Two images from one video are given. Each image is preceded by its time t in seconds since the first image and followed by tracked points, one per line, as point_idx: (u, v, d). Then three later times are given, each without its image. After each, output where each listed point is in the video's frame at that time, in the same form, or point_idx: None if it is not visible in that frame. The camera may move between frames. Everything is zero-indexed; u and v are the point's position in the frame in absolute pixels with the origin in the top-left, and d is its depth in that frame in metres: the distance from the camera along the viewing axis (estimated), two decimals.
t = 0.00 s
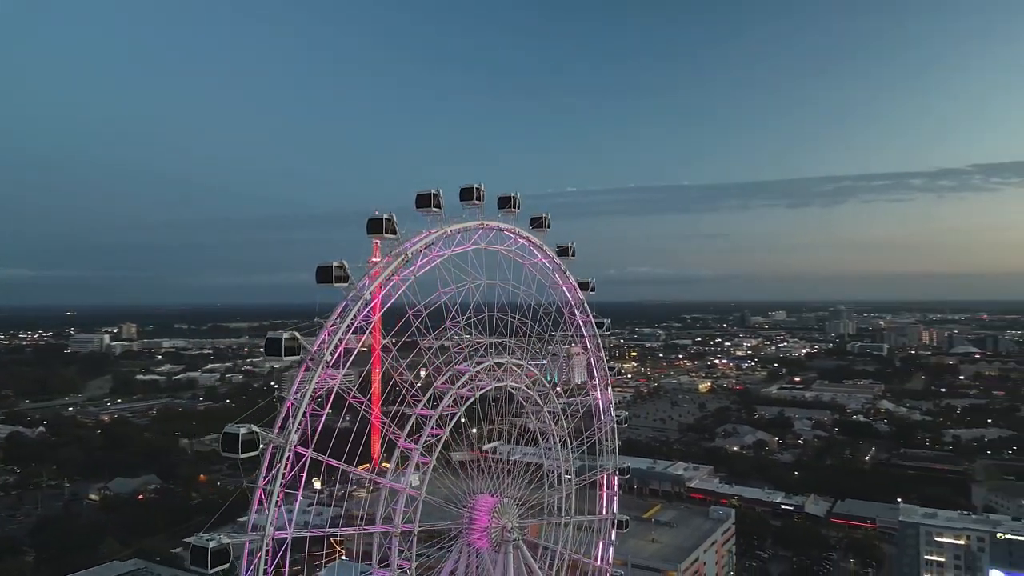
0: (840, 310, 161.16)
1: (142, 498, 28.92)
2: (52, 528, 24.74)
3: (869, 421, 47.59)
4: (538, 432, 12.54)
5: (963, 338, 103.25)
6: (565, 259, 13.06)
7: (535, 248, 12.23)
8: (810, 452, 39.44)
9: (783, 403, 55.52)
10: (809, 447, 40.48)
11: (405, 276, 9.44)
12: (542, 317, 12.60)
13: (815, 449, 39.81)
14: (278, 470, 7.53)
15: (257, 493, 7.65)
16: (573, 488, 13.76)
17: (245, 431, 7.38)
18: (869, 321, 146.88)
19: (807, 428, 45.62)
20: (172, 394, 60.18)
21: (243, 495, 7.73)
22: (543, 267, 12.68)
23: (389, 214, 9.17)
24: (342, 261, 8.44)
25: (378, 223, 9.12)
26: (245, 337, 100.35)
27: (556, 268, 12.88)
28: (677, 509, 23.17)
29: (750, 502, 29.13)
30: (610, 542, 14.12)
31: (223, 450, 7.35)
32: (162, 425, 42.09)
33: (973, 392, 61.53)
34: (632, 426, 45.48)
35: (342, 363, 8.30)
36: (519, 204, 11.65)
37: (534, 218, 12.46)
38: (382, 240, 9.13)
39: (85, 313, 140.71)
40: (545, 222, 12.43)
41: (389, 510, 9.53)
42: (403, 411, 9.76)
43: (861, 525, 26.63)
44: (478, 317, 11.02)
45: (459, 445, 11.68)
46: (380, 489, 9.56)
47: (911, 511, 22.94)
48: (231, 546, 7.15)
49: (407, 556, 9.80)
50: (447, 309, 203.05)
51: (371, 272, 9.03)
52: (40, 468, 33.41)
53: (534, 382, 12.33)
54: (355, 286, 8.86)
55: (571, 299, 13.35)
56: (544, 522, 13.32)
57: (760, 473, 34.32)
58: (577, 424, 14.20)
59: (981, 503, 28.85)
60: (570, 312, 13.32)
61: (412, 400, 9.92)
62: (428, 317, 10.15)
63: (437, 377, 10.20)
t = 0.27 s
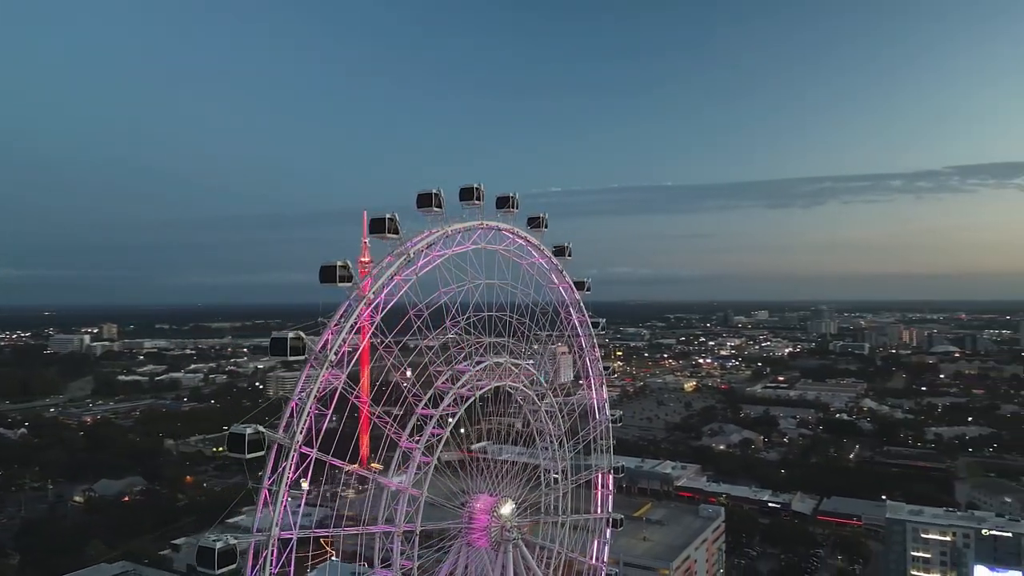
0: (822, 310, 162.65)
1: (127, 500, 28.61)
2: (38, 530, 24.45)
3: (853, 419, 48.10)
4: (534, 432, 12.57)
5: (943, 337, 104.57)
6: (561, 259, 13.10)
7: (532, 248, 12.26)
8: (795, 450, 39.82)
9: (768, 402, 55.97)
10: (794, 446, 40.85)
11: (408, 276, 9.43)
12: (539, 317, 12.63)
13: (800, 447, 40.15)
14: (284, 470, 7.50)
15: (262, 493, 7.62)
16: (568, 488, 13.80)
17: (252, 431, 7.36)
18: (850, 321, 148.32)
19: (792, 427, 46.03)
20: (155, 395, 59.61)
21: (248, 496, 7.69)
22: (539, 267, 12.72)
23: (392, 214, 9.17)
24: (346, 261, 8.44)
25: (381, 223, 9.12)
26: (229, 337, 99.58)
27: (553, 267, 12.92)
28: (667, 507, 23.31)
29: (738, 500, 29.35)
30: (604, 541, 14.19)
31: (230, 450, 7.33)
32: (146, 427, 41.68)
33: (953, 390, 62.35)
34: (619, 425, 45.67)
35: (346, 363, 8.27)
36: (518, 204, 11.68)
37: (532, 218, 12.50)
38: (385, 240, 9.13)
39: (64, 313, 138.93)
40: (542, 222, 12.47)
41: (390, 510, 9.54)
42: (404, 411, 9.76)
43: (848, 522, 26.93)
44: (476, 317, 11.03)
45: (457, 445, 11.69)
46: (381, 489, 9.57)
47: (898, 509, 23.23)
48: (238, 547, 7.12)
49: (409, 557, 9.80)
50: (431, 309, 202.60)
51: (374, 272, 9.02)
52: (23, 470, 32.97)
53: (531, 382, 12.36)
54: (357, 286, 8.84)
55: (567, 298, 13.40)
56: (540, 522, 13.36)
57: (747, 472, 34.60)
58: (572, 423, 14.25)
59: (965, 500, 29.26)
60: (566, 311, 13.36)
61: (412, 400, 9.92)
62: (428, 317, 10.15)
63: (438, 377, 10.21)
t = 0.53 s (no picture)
0: (803, 310, 164.02)
1: (113, 502, 28.29)
2: (23, 533, 24.13)
3: (836, 418, 48.59)
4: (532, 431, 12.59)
5: (922, 336, 105.91)
6: (558, 259, 13.13)
7: (530, 248, 12.29)
8: (780, 449, 40.16)
9: (753, 401, 56.38)
10: (780, 444, 41.20)
11: (410, 275, 9.43)
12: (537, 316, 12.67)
13: (786, 446, 40.49)
14: (290, 470, 7.48)
15: (267, 494, 7.59)
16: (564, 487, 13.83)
17: (259, 432, 7.35)
18: (832, 320, 149.70)
19: (777, 425, 46.42)
20: (138, 396, 58.98)
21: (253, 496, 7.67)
22: (537, 267, 12.75)
23: (394, 214, 9.16)
24: (349, 261, 8.45)
25: (384, 223, 9.11)
26: (211, 337, 98.70)
27: (550, 267, 12.96)
28: (658, 506, 23.45)
29: (726, 499, 29.56)
30: (600, 540, 14.25)
31: (236, 451, 7.31)
32: (130, 428, 41.21)
33: (933, 389, 63.14)
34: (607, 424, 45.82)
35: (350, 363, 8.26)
36: (516, 203, 11.70)
37: (529, 218, 12.53)
38: (387, 239, 9.13)
39: (42, 313, 137.01)
40: (540, 222, 12.50)
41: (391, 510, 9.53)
42: (406, 411, 9.75)
43: (834, 520, 27.21)
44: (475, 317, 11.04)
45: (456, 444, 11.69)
46: (383, 490, 9.56)
47: (884, 506, 23.50)
48: (244, 547, 7.09)
49: (410, 557, 9.79)
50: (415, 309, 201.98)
51: (377, 272, 9.01)
52: (6, 472, 32.52)
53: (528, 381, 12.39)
54: (361, 286, 8.83)
55: (563, 298, 13.43)
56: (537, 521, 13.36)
57: (734, 470, 34.85)
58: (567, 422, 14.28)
59: (948, 497, 29.68)
60: (563, 311, 13.40)
61: (413, 399, 9.92)
62: (429, 316, 10.14)
63: (438, 377, 10.21)
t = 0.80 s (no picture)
0: (786, 310, 165.24)
1: (99, 504, 27.99)
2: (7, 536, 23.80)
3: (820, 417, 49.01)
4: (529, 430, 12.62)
5: (903, 336, 107.19)
6: (555, 259, 13.17)
7: (527, 248, 12.33)
8: (766, 447, 40.48)
9: (738, 400, 56.74)
10: (765, 443, 41.53)
11: (412, 275, 9.43)
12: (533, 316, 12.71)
13: (771, 444, 40.82)
14: (295, 470, 7.45)
15: (272, 494, 7.56)
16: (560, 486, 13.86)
17: (265, 432, 7.32)
18: (814, 320, 150.98)
19: (762, 424, 46.77)
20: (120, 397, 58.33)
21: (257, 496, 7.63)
22: (534, 267, 12.78)
23: (397, 214, 9.15)
24: (353, 261, 8.44)
25: (386, 222, 9.10)
26: (194, 337, 97.76)
27: (547, 267, 12.99)
28: (648, 504, 23.58)
29: (714, 497, 29.77)
30: (594, 538, 14.30)
31: (243, 451, 7.27)
32: (113, 429, 40.81)
33: (914, 388, 63.88)
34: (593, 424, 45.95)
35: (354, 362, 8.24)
36: (514, 203, 11.72)
37: (527, 218, 12.55)
38: (390, 239, 9.12)
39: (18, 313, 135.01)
40: (537, 222, 12.53)
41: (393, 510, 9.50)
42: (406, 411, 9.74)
43: (821, 517, 27.48)
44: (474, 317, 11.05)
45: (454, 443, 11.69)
46: (384, 489, 9.53)
47: (871, 503, 23.76)
48: (250, 547, 7.06)
49: (412, 556, 9.76)
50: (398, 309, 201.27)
51: (380, 271, 9.00)
52: None
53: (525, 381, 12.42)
54: (364, 286, 8.82)
55: (559, 298, 13.47)
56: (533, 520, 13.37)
57: (721, 469, 35.09)
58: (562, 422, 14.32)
59: (932, 494, 30.07)
60: (558, 311, 13.45)
61: (414, 399, 9.91)
62: (430, 316, 10.14)
63: (439, 376, 10.21)
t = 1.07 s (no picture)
0: (768, 309, 166.40)
1: (84, 506, 27.68)
2: None
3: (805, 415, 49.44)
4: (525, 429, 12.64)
5: (883, 335, 108.42)
6: (552, 258, 13.19)
7: (525, 248, 12.35)
8: (752, 446, 40.80)
9: (724, 399, 57.09)
10: (751, 441, 41.86)
11: (413, 275, 9.41)
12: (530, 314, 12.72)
13: (757, 443, 41.14)
14: (300, 470, 7.43)
15: (277, 495, 7.53)
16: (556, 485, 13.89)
17: (271, 432, 7.30)
18: (796, 319, 152.23)
19: (748, 423, 47.12)
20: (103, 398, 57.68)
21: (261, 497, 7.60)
22: (531, 266, 12.80)
23: (399, 213, 9.14)
24: (357, 260, 8.42)
25: (388, 222, 9.09)
26: (177, 337, 96.77)
27: (544, 266, 13.01)
28: (639, 503, 23.71)
29: (702, 495, 29.97)
30: (590, 537, 14.35)
31: (249, 451, 7.25)
32: (97, 430, 40.37)
33: (896, 386, 64.59)
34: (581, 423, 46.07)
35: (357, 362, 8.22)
36: (512, 203, 11.74)
37: (524, 219, 12.57)
38: (392, 238, 9.11)
39: None
40: (534, 222, 12.55)
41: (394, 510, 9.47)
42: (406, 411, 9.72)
43: (807, 515, 27.75)
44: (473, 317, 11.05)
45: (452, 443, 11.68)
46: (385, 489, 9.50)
47: (858, 500, 24.02)
48: (257, 547, 7.03)
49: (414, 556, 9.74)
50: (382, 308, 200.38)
51: (382, 271, 8.98)
52: None
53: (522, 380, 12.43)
54: (366, 285, 8.79)
55: (555, 297, 13.50)
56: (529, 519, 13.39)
57: (709, 467, 35.31)
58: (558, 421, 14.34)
59: (916, 492, 30.47)
60: (555, 310, 13.46)
61: (414, 399, 9.89)
62: (430, 316, 10.14)
63: (438, 376, 10.21)
